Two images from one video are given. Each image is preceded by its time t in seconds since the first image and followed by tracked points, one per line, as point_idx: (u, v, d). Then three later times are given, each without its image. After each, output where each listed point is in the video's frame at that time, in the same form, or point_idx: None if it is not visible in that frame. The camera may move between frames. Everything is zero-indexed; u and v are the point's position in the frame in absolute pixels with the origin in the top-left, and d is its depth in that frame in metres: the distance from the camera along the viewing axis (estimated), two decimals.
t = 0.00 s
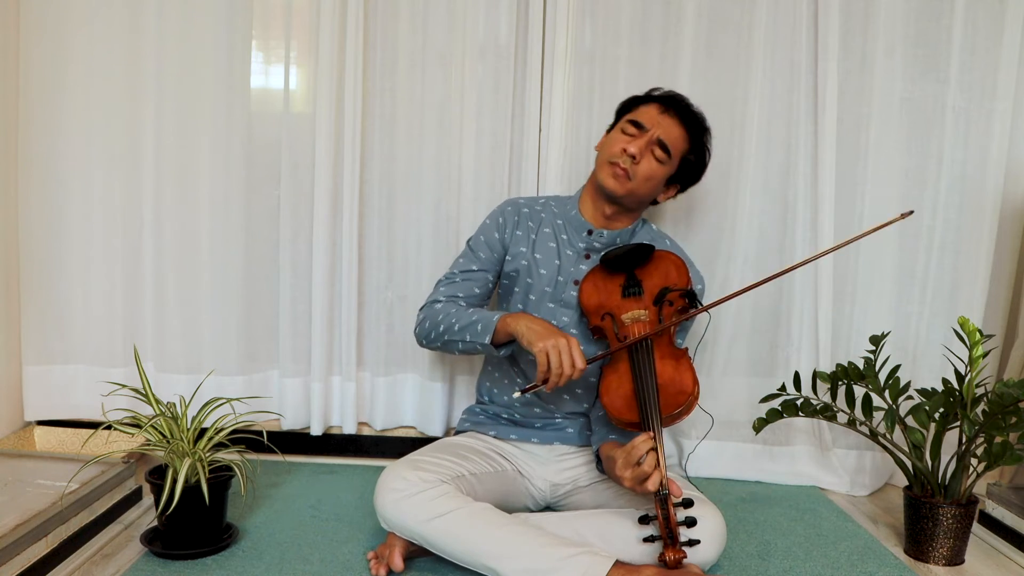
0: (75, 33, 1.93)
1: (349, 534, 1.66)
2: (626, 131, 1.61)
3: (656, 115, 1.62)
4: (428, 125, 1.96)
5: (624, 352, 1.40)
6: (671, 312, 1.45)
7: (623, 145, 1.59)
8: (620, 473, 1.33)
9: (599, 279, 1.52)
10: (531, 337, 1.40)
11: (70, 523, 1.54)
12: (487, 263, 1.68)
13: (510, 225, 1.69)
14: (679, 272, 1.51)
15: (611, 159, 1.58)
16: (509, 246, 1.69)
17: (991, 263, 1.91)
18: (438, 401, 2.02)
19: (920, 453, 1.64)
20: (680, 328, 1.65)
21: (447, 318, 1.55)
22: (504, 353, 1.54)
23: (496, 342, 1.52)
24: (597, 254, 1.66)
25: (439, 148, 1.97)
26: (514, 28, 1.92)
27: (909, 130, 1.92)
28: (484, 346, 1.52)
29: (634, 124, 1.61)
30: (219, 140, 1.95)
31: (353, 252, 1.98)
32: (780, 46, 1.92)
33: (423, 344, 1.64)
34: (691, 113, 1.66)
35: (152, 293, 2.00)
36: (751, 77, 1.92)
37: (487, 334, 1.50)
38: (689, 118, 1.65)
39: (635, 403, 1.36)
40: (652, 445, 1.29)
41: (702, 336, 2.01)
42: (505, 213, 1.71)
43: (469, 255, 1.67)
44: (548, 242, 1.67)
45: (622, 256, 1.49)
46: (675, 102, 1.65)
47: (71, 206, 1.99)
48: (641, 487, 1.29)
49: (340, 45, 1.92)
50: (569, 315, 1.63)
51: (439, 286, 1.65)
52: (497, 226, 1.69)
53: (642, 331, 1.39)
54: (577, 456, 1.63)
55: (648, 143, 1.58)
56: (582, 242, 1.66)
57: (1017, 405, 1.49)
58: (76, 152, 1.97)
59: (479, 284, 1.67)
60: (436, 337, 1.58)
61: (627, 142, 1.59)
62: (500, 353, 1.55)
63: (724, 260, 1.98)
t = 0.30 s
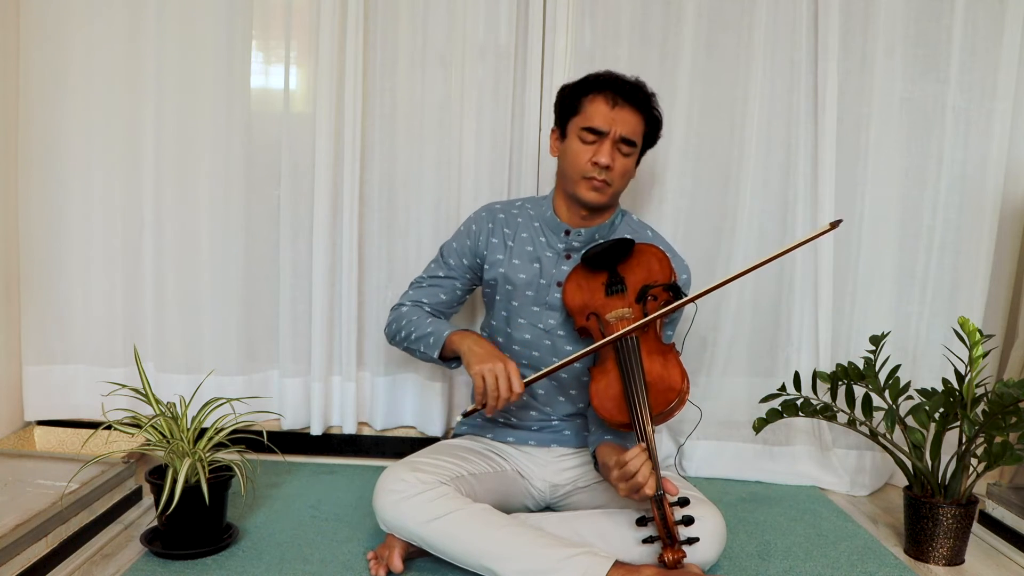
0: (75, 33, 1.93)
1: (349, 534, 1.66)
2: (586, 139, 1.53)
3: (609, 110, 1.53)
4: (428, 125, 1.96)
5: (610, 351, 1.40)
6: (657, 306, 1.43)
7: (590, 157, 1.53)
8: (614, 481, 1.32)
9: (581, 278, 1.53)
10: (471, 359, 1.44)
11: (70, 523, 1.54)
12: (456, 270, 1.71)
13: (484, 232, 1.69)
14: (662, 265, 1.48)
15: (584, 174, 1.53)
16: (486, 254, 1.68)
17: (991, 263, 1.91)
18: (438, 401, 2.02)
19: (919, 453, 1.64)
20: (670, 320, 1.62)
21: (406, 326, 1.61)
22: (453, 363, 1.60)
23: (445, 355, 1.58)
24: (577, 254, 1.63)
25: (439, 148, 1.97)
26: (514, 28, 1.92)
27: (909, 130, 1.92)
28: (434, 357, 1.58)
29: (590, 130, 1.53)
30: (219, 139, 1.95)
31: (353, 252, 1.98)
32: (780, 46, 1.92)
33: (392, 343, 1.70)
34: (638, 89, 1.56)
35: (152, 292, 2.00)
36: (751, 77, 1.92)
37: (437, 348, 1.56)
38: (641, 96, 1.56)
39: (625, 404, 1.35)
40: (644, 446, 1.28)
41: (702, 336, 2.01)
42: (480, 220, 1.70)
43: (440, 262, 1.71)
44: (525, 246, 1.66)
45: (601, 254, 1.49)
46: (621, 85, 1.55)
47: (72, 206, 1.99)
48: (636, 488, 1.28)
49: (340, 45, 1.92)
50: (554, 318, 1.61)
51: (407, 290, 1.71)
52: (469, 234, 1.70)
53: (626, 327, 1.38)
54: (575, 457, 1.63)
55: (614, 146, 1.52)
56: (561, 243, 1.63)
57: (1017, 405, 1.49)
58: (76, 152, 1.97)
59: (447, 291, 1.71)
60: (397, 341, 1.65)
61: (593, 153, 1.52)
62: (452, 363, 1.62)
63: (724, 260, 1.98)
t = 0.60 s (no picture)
0: (75, 33, 1.93)
1: (349, 534, 1.66)
2: (566, 157, 1.49)
3: (582, 124, 1.46)
4: (428, 125, 1.96)
5: (608, 350, 1.40)
6: (654, 305, 1.43)
7: (574, 175, 1.48)
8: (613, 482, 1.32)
9: (578, 278, 1.53)
10: (440, 369, 1.47)
11: (70, 523, 1.54)
12: (448, 271, 1.72)
13: (480, 235, 1.69)
14: (658, 263, 1.47)
15: (573, 193, 1.49)
16: (481, 256, 1.68)
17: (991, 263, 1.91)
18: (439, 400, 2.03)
19: (920, 453, 1.64)
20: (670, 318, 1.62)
21: (392, 325, 1.63)
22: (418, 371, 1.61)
23: (417, 362, 1.60)
24: (573, 256, 1.62)
25: (439, 148, 1.97)
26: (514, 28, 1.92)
27: (909, 130, 1.92)
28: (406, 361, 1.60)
29: (568, 149, 1.48)
30: (219, 140, 1.95)
31: (354, 252, 1.98)
32: (781, 46, 1.92)
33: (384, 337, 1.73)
34: (607, 91, 1.48)
35: (152, 292, 2.00)
36: (751, 77, 1.92)
37: (408, 355, 1.58)
38: (613, 97, 1.49)
39: (623, 404, 1.36)
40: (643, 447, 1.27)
41: (702, 336, 2.01)
42: (476, 222, 1.70)
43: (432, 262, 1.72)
44: (521, 249, 1.65)
45: (597, 253, 1.48)
46: (590, 93, 1.47)
47: (72, 206, 1.99)
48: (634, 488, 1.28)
49: (340, 45, 1.92)
50: (552, 320, 1.61)
51: (401, 288, 1.74)
52: (465, 237, 1.69)
53: (624, 327, 1.39)
54: (576, 457, 1.62)
55: (597, 157, 1.47)
56: (556, 246, 1.63)
57: (1017, 405, 1.49)
58: (76, 152, 1.97)
59: (438, 291, 1.73)
60: (382, 332, 1.67)
61: (577, 171, 1.48)
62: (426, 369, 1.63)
63: (724, 260, 1.98)
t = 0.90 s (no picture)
0: (75, 32, 1.93)
1: (349, 534, 1.66)
2: (550, 163, 1.49)
3: (558, 130, 1.46)
4: (428, 124, 1.96)
5: (606, 351, 1.40)
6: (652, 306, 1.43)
7: (559, 181, 1.48)
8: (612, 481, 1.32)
9: (577, 279, 1.53)
10: (456, 364, 1.47)
11: (70, 523, 1.54)
12: (450, 275, 1.71)
13: (479, 235, 1.69)
14: (656, 264, 1.46)
15: (561, 199, 1.50)
16: (481, 257, 1.68)
17: (991, 263, 1.91)
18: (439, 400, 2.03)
19: (920, 453, 1.64)
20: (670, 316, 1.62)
21: (400, 330, 1.63)
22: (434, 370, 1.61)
23: (431, 361, 1.60)
24: (572, 256, 1.63)
25: (439, 148, 1.97)
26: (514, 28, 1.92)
27: (909, 130, 1.92)
28: (420, 363, 1.60)
29: (550, 155, 1.48)
30: (219, 139, 1.95)
31: (354, 252, 1.98)
32: (781, 46, 1.92)
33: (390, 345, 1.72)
34: (582, 93, 1.47)
35: (152, 292, 2.00)
36: (751, 77, 1.92)
37: (422, 355, 1.59)
38: (589, 97, 1.47)
39: (622, 405, 1.36)
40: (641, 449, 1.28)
41: (702, 336, 2.01)
42: (475, 224, 1.70)
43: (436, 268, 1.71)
44: (520, 249, 1.66)
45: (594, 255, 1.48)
46: (562, 98, 1.47)
47: (72, 206, 1.99)
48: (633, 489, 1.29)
49: (340, 45, 1.92)
50: (551, 321, 1.61)
51: (405, 296, 1.73)
52: (464, 238, 1.69)
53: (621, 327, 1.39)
54: (577, 457, 1.62)
55: (578, 161, 1.46)
56: (554, 246, 1.63)
57: (1017, 405, 1.49)
58: (76, 152, 1.97)
59: (443, 295, 1.71)
60: (392, 341, 1.66)
61: (561, 176, 1.48)
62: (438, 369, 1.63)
63: (724, 259, 1.97)
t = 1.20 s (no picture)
0: (75, 32, 1.93)
1: (349, 535, 1.66)
2: (543, 179, 1.48)
3: (548, 149, 1.44)
4: (428, 124, 1.95)
5: (602, 351, 1.40)
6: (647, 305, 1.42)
7: (553, 197, 1.48)
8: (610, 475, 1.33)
9: (573, 280, 1.53)
10: (467, 358, 1.46)
11: (70, 523, 1.54)
12: (449, 275, 1.71)
13: (474, 235, 1.69)
14: (650, 262, 1.46)
15: (557, 213, 1.50)
16: (477, 258, 1.68)
17: (991, 263, 1.91)
18: (439, 400, 2.03)
19: (920, 453, 1.64)
20: (664, 315, 1.60)
21: (402, 333, 1.62)
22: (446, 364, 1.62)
23: (439, 357, 1.60)
24: (565, 255, 1.62)
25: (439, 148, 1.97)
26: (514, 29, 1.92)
27: (909, 130, 1.92)
28: (428, 361, 1.60)
29: (543, 173, 1.46)
30: (219, 139, 1.95)
31: (353, 252, 1.98)
32: (781, 45, 1.92)
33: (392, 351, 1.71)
34: (570, 108, 1.44)
35: (152, 292, 2.00)
36: (751, 77, 1.92)
37: (429, 352, 1.58)
38: (578, 111, 1.44)
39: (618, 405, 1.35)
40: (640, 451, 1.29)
41: (702, 336, 2.01)
42: (469, 225, 1.70)
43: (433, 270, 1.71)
44: (515, 249, 1.66)
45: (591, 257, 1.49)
46: (551, 116, 1.43)
47: (72, 206, 1.99)
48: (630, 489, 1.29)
49: (340, 45, 1.92)
50: (547, 320, 1.61)
51: (404, 299, 1.72)
52: (460, 238, 1.69)
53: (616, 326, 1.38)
54: (577, 456, 1.62)
55: (571, 178, 1.45)
56: (548, 246, 1.63)
57: (1017, 405, 1.49)
58: (76, 152, 1.97)
59: (442, 297, 1.71)
60: (397, 347, 1.65)
61: (556, 192, 1.46)
62: (447, 364, 1.63)
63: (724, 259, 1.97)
